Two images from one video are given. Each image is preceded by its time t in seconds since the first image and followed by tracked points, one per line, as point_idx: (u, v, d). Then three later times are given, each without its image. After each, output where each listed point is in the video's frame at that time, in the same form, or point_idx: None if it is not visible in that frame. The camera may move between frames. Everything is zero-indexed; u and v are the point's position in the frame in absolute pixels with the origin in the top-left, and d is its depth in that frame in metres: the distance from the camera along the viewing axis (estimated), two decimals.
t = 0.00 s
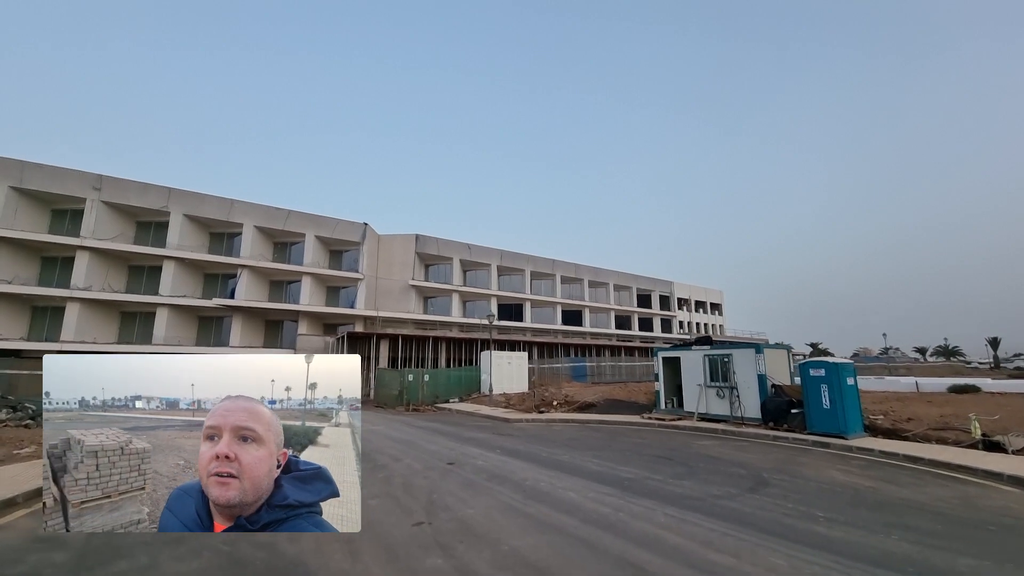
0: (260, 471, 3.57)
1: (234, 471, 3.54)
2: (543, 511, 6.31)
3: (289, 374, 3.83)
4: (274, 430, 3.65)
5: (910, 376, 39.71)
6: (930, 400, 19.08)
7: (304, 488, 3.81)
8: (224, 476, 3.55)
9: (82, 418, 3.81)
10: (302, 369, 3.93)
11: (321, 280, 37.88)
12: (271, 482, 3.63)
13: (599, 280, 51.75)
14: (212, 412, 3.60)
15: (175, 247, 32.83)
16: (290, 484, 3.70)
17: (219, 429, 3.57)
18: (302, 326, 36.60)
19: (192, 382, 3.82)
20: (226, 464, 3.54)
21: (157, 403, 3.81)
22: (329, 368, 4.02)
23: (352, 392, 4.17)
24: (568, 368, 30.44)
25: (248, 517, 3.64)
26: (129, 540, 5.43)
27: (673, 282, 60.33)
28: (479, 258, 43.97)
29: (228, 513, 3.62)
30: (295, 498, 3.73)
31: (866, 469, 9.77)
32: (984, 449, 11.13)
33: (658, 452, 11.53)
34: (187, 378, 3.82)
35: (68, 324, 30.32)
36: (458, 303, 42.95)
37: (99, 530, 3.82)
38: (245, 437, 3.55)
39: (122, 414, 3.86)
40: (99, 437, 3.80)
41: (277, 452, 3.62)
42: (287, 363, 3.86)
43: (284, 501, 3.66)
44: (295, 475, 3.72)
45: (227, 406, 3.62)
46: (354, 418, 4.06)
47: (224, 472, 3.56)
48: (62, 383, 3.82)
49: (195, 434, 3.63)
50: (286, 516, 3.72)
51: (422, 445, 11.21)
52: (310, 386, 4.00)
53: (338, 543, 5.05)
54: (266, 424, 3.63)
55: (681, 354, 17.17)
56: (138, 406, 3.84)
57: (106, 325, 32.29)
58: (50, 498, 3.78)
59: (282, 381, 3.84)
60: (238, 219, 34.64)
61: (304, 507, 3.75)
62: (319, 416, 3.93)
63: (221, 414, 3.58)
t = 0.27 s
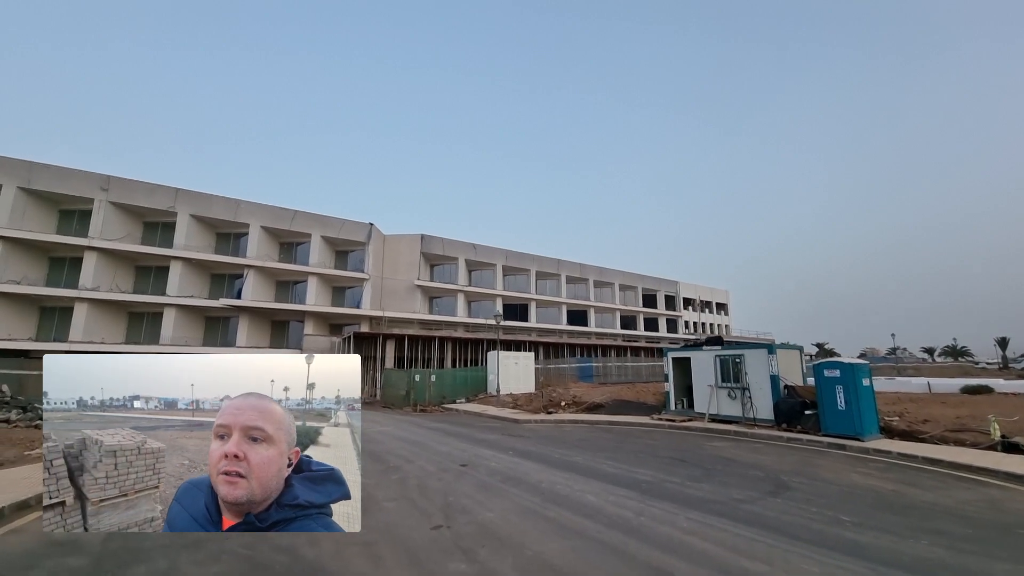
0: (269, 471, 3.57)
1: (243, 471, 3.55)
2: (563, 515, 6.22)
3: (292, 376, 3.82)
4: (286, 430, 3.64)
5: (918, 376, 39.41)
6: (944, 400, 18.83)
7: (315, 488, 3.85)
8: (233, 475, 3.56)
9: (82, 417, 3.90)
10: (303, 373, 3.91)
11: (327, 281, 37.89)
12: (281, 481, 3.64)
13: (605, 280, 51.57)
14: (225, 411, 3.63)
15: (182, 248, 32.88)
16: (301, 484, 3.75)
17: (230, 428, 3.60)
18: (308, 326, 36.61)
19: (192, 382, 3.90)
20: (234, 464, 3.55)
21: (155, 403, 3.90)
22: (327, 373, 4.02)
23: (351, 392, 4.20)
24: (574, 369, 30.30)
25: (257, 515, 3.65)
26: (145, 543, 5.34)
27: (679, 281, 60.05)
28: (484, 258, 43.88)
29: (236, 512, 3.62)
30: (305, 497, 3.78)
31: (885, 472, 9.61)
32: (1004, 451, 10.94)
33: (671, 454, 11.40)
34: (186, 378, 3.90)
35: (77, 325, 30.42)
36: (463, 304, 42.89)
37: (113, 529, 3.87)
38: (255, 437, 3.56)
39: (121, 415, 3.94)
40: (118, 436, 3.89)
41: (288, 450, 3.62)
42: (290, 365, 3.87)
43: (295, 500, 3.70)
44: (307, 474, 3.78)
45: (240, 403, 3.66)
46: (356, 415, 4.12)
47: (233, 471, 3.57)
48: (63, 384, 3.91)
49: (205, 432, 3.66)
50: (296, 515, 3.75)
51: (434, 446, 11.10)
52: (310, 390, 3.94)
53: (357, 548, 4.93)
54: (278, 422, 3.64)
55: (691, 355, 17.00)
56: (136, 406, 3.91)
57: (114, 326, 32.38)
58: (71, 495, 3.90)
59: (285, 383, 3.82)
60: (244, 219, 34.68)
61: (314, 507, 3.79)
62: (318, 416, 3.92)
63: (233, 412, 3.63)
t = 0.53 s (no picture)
0: (281, 475, 4.12)
1: (256, 473, 4.09)
2: (585, 517, 6.15)
3: (283, 377, 4.30)
4: (297, 434, 4.15)
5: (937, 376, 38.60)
6: (966, 401, 18.40)
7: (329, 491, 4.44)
8: (247, 477, 4.10)
9: (77, 418, 4.41)
10: (295, 373, 4.35)
11: (337, 281, 38.02)
12: (296, 484, 4.20)
13: (615, 279, 51.23)
14: (241, 414, 4.14)
15: (196, 249, 33.15)
16: (315, 488, 4.34)
17: (243, 432, 4.12)
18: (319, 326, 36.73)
19: (189, 383, 4.47)
20: (249, 467, 4.08)
21: (151, 403, 4.46)
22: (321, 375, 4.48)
23: (345, 391, 4.61)
24: (586, 369, 30.12)
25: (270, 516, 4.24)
26: (170, 543, 5.33)
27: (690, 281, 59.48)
28: (494, 258, 43.79)
29: (252, 510, 4.19)
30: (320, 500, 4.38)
31: (911, 474, 9.39)
32: None
33: (689, 455, 11.25)
34: (184, 378, 4.47)
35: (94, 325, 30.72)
36: (473, 304, 42.82)
37: (124, 525, 4.42)
38: (269, 440, 4.11)
39: (115, 415, 4.47)
40: (128, 437, 4.42)
41: (303, 454, 4.15)
42: (283, 365, 4.33)
43: (310, 504, 4.30)
44: (322, 478, 4.35)
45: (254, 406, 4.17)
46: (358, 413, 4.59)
47: (246, 474, 4.11)
48: (62, 384, 4.46)
49: (219, 435, 4.18)
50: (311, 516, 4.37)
51: (449, 446, 11.05)
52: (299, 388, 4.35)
53: (382, 550, 4.89)
54: (291, 424, 4.14)
55: (707, 354, 16.77)
56: (131, 406, 4.46)
57: (130, 326, 32.72)
58: (83, 494, 4.46)
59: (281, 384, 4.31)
60: (256, 221, 34.86)
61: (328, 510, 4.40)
62: (314, 415, 4.34)
63: (247, 415, 4.13)
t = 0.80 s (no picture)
0: (288, 484, 4.25)
1: (262, 481, 4.22)
2: (612, 519, 6.07)
3: (276, 379, 4.40)
4: (304, 443, 4.26)
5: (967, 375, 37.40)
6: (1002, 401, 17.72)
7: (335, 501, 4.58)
8: (254, 485, 4.25)
9: (69, 418, 4.54)
10: (286, 375, 4.42)
11: (354, 282, 38.31)
12: (303, 494, 4.33)
13: (632, 277, 50.75)
14: (244, 421, 4.24)
15: (218, 251, 33.70)
16: (323, 497, 4.47)
17: (249, 439, 4.22)
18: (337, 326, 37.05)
19: (183, 382, 4.58)
20: (255, 475, 4.20)
21: (144, 403, 4.53)
22: (317, 377, 4.53)
23: (335, 392, 4.58)
24: (603, 368, 29.86)
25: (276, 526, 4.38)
26: (200, 539, 5.38)
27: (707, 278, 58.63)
28: (509, 256, 43.68)
29: (257, 519, 4.33)
30: (326, 511, 4.54)
31: (948, 476, 9.08)
32: None
33: (713, 456, 11.06)
34: (178, 378, 4.56)
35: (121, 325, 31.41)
36: (488, 303, 42.81)
37: (130, 523, 4.67)
38: (276, 448, 4.21)
39: (111, 415, 4.57)
40: (133, 437, 4.55)
41: (311, 462, 4.25)
42: (279, 368, 4.43)
43: (316, 514, 4.48)
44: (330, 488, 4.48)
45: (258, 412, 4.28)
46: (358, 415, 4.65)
47: (253, 482, 4.24)
48: (59, 383, 4.59)
49: (224, 442, 4.27)
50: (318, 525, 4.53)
51: (469, 445, 11.03)
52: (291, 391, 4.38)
53: (409, 551, 4.87)
54: (298, 430, 4.24)
55: (729, 353, 16.45)
56: (124, 406, 4.55)
57: (155, 326, 33.42)
58: (89, 491, 4.68)
59: (274, 385, 4.40)
60: (276, 222, 35.23)
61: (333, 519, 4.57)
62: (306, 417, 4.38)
63: (251, 422, 4.23)
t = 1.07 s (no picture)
0: (292, 489, 4.59)
1: (265, 485, 4.56)
2: (643, 524, 5.98)
3: (269, 383, 4.73)
4: (307, 447, 4.59)
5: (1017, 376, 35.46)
6: None
7: (340, 507, 4.89)
8: (256, 489, 4.59)
9: (60, 418, 4.95)
10: (281, 380, 4.74)
11: (377, 283, 38.67)
12: (306, 499, 4.65)
13: (655, 276, 50.00)
14: (247, 426, 4.60)
15: (246, 254, 34.67)
16: (329, 502, 4.78)
17: (252, 443, 4.58)
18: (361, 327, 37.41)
19: (171, 382, 4.93)
20: (258, 478, 4.56)
21: (132, 403, 4.93)
22: (314, 382, 4.83)
23: (322, 392, 4.82)
24: (627, 368, 29.44)
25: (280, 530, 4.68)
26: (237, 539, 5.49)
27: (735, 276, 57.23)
28: (530, 256, 43.50)
29: (259, 525, 4.64)
30: (331, 515, 4.85)
31: (998, 482, 8.64)
32: None
33: (744, 460, 10.80)
34: (166, 379, 4.92)
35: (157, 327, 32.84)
36: (509, 303, 42.72)
37: (129, 523, 4.95)
38: (278, 451, 4.56)
39: (97, 415, 4.98)
40: (132, 438, 4.91)
41: (312, 467, 4.58)
42: (276, 373, 4.78)
43: (321, 519, 4.79)
44: (335, 491, 4.80)
45: (260, 417, 4.63)
46: (358, 416, 4.95)
47: (256, 485, 4.60)
48: (54, 383, 5.02)
49: (228, 447, 4.64)
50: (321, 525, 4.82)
51: (495, 446, 11.00)
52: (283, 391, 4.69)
53: (442, 553, 4.86)
54: (299, 435, 4.57)
55: (760, 353, 15.95)
56: (110, 406, 4.96)
57: (189, 327, 34.77)
58: (91, 492, 4.96)
59: (269, 388, 4.74)
60: (301, 226, 35.98)
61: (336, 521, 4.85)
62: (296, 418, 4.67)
63: (255, 427, 4.58)
